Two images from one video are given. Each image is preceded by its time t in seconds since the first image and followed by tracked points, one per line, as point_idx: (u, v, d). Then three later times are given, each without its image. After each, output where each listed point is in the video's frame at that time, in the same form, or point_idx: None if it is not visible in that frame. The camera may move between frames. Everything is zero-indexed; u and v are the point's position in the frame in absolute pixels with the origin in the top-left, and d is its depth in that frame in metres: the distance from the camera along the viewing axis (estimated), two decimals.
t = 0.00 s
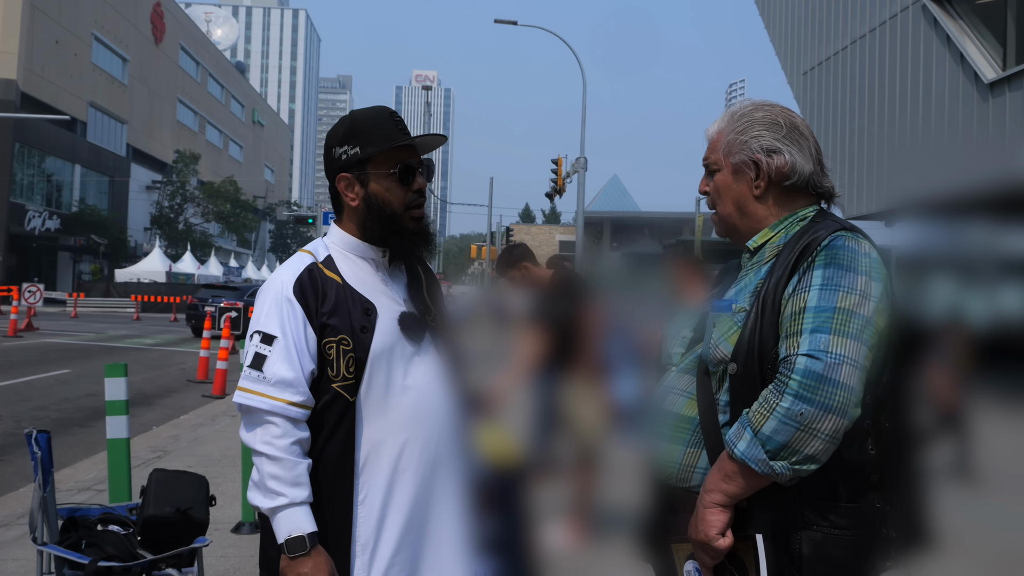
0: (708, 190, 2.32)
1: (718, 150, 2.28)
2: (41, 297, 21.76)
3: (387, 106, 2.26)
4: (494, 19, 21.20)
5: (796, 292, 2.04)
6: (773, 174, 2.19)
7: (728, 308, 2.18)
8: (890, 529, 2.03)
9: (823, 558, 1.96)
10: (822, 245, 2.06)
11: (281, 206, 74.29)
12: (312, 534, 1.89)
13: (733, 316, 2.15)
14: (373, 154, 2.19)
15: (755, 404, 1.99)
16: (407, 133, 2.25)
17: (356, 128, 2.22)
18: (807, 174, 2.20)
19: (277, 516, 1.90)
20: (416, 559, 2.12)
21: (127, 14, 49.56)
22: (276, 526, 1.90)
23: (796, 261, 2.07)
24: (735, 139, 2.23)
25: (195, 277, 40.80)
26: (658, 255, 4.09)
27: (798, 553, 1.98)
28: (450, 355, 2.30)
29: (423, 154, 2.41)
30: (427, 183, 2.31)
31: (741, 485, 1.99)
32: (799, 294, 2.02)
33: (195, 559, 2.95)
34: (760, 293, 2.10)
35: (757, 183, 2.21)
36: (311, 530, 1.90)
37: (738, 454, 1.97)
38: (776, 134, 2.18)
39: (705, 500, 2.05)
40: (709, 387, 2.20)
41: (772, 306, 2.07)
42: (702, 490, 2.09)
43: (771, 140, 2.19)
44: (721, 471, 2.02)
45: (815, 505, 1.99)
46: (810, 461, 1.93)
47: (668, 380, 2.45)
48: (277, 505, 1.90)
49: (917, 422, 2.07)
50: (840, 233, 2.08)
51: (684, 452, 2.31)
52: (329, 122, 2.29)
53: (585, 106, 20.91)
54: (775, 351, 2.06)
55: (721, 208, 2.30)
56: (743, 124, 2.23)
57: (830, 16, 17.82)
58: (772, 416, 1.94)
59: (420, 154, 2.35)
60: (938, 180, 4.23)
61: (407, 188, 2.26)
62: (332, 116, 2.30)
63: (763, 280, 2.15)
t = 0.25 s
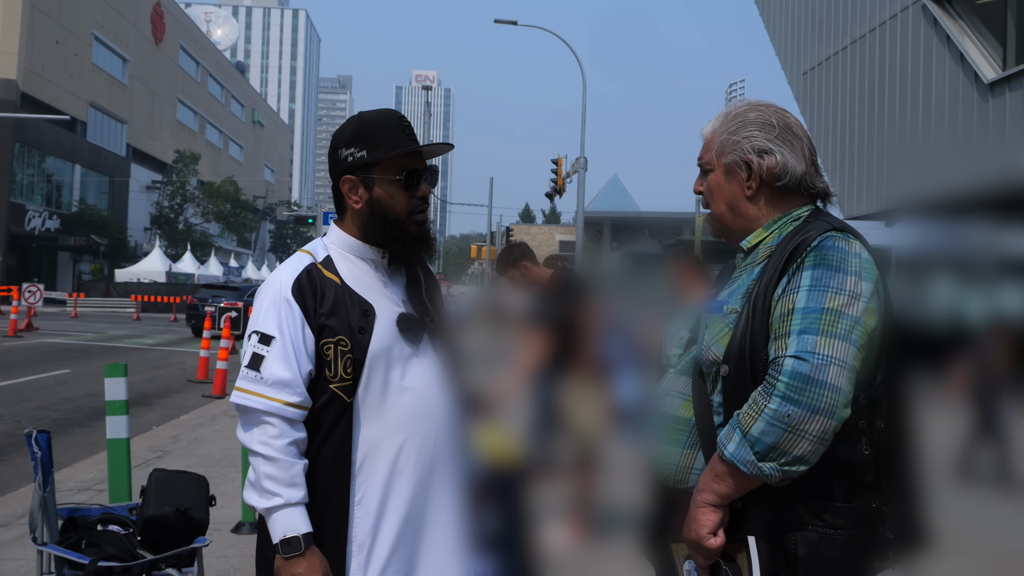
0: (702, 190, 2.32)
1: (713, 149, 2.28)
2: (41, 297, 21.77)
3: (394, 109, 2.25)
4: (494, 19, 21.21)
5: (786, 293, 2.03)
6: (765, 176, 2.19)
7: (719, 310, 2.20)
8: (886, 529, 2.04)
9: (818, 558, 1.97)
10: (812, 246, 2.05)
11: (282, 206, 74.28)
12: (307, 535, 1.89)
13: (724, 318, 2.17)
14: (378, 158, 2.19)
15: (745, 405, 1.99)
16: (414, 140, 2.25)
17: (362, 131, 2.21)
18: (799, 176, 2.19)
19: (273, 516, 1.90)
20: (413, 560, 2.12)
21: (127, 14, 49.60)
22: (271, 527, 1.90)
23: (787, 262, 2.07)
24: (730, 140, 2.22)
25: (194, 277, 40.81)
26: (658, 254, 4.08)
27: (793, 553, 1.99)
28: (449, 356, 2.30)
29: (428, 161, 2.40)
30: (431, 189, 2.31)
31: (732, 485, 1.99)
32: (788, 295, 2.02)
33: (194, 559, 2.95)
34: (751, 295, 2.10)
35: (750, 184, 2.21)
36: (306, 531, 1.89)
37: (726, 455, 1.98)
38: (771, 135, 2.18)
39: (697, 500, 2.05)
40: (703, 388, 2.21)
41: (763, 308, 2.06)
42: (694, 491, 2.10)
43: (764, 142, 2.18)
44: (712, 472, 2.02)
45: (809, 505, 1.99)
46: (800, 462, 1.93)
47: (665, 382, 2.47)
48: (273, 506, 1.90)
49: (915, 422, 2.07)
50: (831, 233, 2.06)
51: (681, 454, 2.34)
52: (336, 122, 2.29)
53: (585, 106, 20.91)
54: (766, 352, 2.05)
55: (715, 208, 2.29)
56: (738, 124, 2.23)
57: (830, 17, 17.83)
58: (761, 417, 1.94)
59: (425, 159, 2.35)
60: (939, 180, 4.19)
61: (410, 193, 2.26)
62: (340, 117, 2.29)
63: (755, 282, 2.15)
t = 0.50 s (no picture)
0: (699, 191, 2.31)
1: (707, 150, 2.28)
2: (41, 297, 21.76)
3: (392, 107, 2.25)
4: (494, 19, 21.20)
5: (777, 293, 2.03)
6: (760, 174, 2.19)
7: (713, 310, 2.24)
8: (880, 528, 2.03)
9: (810, 556, 1.96)
10: (805, 246, 2.04)
11: (281, 206, 74.30)
12: (308, 537, 1.89)
13: (718, 318, 2.19)
14: (378, 156, 2.18)
15: (735, 405, 1.99)
16: (412, 137, 2.25)
17: (361, 129, 2.21)
18: (794, 173, 2.19)
19: (274, 517, 1.90)
20: (413, 560, 2.12)
21: (127, 14, 49.61)
22: (272, 528, 1.90)
23: (779, 262, 2.06)
24: (725, 139, 2.23)
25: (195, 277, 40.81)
26: (658, 254, 4.08)
27: (786, 552, 1.98)
28: (449, 356, 2.30)
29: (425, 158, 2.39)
30: (430, 186, 2.31)
31: (722, 485, 1.99)
32: (778, 295, 2.01)
33: (194, 559, 2.94)
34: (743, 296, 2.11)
35: (746, 183, 2.21)
36: (306, 532, 1.89)
37: (715, 454, 1.99)
38: (766, 134, 2.18)
39: (689, 499, 2.06)
40: (699, 388, 2.22)
41: (755, 308, 2.06)
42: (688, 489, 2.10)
43: (759, 141, 2.18)
44: (703, 473, 2.02)
45: (802, 503, 1.99)
46: (789, 461, 1.93)
47: (663, 381, 2.49)
48: (273, 507, 1.90)
49: (914, 422, 2.07)
50: (824, 233, 2.05)
51: (675, 452, 2.36)
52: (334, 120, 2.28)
53: (585, 106, 20.91)
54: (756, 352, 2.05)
55: (711, 208, 2.29)
56: (733, 125, 2.23)
57: (830, 17, 17.83)
58: (748, 417, 1.94)
59: (423, 156, 2.36)
60: (938, 181, 4.14)
61: (410, 191, 2.26)
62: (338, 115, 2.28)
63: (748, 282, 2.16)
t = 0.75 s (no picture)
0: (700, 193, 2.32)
1: (705, 153, 2.28)
2: (41, 297, 21.76)
3: (397, 109, 2.25)
4: (494, 19, 21.20)
5: (775, 294, 2.03)
6: (757, 175, 2.19)
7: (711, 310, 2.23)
8: (875, 530, 2.03)
9: (802, 556, 1.96)
10: (804, 247, 2.03)
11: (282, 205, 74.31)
12: (315, 537, 1.89)
13: (717, 317, 2.19)
14: (383, 157, 2.18)
15: (730, 403, 1.99)
16: (417, 139, 2.24)
17: (366, 130, 2.21)
18: (790, 171, 2.18)
19: (280, 518, 1.90)
20: (416, 560, 2.12)
21: (127, 14, 49.62)
22: (279, 528, 1.90)
23: (779, 262, 2.06)
24: (721, 142, 2.23)
25: (194, 277, 40.81)
26: (658, 255, 4.09)
27: (778, 551, 1.98)
28: (450, 356, 2.31)
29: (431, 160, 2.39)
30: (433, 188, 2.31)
31: (715, 484, 2.00)
32: (775, 296, 2.02)
33: (195, 559, 2.94)
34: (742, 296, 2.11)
35: (744, 185, 2.21)
36: (314, 533, 1.89)
37: (709, 453, 1.99)
38: (761, 135, 2.18)
39: (684, 498, 2.06)
40: (697, 388, 2.23)
41: (753, 308, 2.06)
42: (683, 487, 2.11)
43: (754, 142, 2.18)
44: (698, 472, 2.03)
45: (795, 503, 1.99)
46: (783, 462, 1.93)
47: (662, 380, 2.49)
48: (280, 507, 1.90)
49: (913, 423, 2.07)
50: (824, 235, 2.04)
51: (671, 449, 2.37)
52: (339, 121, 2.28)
53: (586, 106, 20.90)
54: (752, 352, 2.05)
55: (711, 209, 2.29)
56: (725, 129, 2.24)
57: (830, 16, 17.83)
58: (741, 417, 1.95)
59: (428, 159, 2.35)
60: (939, 180, 4.14)
61: (413, 192, 2.26)
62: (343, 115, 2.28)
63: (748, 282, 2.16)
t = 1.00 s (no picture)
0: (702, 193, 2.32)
1: (705, 154, 2.29)
2: (41, 297, 21.76)
3: (399, 108, 2.25)
4: (494, 19, 21.19)
5: (771, 294, 2.03)
6: (757, 174, 2.19)
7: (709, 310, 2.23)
8: (872, 531, 2.03)
9: (798, 555, 1.96)
10: (801, 247, 2.03)
11: (282, 206, 74.30)
12: (320, 538, 1.89)
13: (714, 317, 2.20)
14: (385, 156, 2.18)
15: (725, 402, 2.00)
16: (418, 138, 2.25)
17: (367, 129, 2.21)
18: (790, 172, 2.18)
19: (285, 518, 1.90)
20: (418, 560, 2.12)
21: (127, 14, 49.62)
22: (283, 529, 1.90)
23: (775, 262, 2.06)
24: (720, 142, 2.24)
25: (194, 277, 40.81)
26: (657, 256, 4.12)
27: (775, 550, 1.98)
28: (452, 355, 2.31)
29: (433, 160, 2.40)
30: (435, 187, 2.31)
31: (710, 484, 2.00)
32: (772, 296, 2.01)
33: (195, 559, 2.94)
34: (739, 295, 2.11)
35: (744, 184, 2.21)
36: (318, 533, 1.89)
37: (705, 452, 1.99)
38: (760, 132, 2.18)
39: (681, 497, 2.06)
40: (694, 387, 2.24)
41: (749, 308, 2.06)
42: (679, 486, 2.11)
43: (753, 140, 2.19)
44: (695, 472, 2.03)
45: (791, 503, 1.99)
46: (778, 462, 1.93)
47: (663, 379, 2.49)
48: (285, 508, 1.90)
49: (911, 423, 2.08)
50: (820, 235, 2.05)
51: (670, 449, 2.37)
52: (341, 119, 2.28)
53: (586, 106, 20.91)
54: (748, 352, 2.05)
55: (712, 210, 2.30)
56: (728, 128, 2.25)
57: (830, 16, 17.83)
58: (735, 416, 1.95)
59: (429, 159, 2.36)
60: (938, 181, 4.12)
61: (415, 191, 2.26)
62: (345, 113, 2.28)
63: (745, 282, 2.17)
